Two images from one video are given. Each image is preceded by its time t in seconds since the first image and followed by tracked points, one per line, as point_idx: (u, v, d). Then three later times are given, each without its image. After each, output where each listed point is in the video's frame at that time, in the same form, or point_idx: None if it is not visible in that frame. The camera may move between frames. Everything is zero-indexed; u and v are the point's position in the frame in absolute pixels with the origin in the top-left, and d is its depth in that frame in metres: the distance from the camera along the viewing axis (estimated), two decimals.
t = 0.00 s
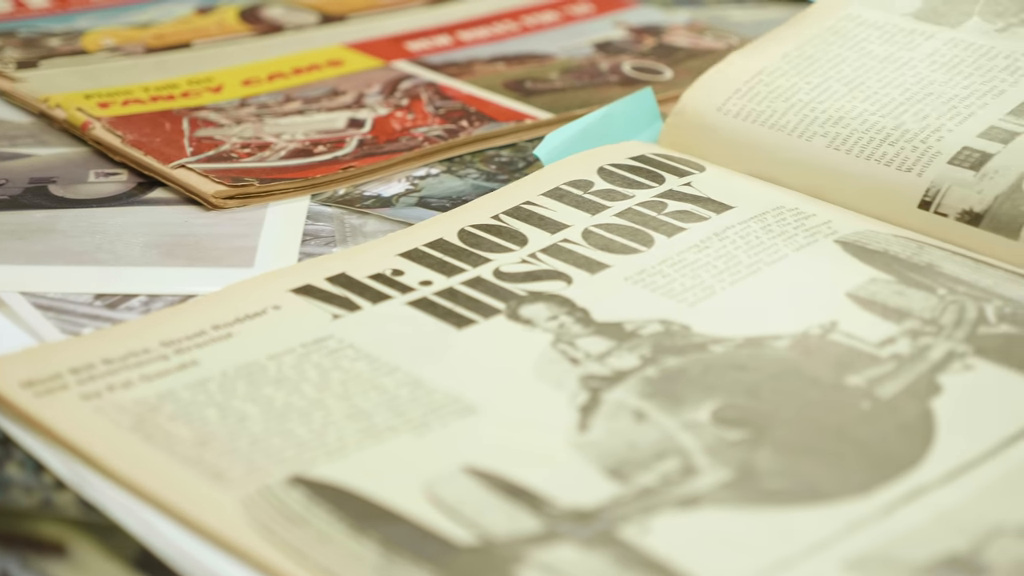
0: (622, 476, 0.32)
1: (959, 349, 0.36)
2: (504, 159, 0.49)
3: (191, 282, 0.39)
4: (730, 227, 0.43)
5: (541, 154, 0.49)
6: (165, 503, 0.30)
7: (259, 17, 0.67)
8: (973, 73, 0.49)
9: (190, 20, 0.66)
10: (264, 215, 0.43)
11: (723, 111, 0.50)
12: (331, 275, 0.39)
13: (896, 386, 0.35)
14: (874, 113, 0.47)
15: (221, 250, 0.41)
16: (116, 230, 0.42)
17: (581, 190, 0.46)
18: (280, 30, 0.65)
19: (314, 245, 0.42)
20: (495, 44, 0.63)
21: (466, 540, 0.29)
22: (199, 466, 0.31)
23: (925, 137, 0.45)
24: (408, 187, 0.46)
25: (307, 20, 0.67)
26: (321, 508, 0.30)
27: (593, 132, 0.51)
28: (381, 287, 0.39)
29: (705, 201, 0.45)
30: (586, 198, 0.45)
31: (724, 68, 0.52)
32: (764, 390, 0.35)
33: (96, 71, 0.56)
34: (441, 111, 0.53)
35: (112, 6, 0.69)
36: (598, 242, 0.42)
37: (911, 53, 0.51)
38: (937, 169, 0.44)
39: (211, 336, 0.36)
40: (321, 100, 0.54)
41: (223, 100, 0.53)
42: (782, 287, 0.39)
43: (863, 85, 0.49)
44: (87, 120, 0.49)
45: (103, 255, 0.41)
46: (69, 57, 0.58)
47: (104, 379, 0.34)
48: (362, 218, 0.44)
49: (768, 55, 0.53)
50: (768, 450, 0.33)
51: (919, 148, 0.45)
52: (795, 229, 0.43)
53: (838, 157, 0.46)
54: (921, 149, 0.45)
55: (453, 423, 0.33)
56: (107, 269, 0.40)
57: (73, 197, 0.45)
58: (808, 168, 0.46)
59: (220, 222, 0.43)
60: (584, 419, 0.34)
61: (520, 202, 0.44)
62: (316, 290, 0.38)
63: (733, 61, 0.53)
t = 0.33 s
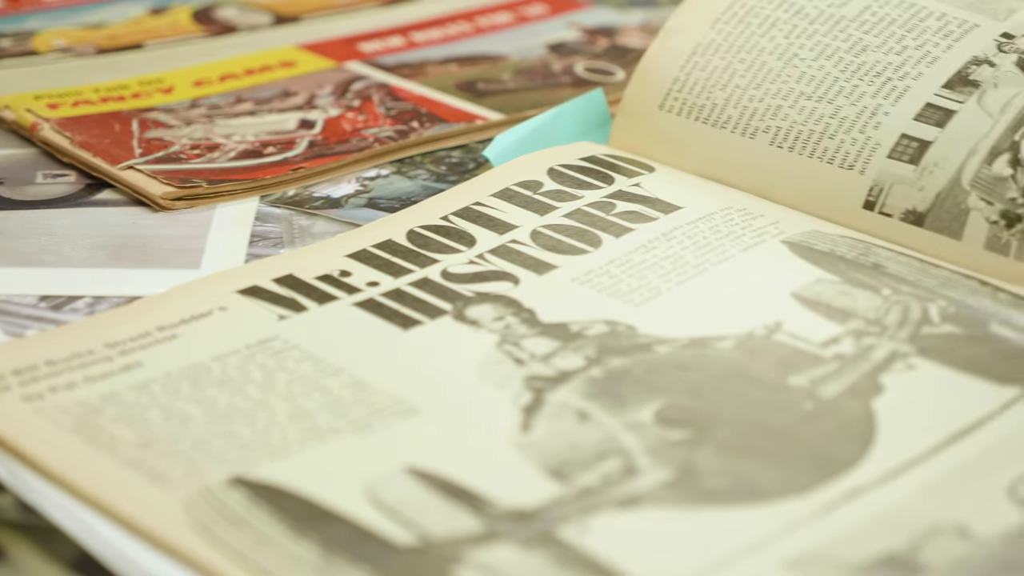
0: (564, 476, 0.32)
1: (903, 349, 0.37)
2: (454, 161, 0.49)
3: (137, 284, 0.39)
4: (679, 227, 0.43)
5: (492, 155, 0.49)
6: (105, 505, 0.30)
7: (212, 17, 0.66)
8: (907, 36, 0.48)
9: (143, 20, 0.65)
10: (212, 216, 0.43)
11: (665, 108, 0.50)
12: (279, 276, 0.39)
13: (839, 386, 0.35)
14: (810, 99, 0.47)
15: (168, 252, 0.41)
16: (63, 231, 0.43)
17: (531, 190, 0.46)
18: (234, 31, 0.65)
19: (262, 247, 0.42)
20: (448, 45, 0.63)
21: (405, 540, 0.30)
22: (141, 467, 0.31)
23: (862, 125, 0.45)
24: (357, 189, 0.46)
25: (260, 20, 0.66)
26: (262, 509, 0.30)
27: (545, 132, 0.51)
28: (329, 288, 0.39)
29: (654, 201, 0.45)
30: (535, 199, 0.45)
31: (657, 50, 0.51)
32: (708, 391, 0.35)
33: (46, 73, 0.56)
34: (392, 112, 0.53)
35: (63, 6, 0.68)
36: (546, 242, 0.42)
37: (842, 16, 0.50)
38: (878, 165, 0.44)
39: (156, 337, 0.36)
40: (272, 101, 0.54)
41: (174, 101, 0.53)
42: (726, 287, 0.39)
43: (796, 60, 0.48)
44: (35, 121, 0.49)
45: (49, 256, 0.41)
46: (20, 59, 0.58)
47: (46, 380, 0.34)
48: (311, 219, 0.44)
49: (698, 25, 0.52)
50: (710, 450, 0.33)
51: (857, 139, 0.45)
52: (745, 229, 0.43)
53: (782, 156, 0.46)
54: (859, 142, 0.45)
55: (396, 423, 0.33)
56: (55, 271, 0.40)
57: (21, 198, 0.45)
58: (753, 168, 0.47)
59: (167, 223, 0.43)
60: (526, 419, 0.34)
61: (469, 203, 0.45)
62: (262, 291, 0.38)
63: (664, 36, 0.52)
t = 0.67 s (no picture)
0: (501, 469, 0.32)
1: (841, 343, 0.37)
2: (401, 158, 0.50)
3: (80, 280, 0.40)
4: (624, 223, 0.44)
5: (438, 152, 0.50)
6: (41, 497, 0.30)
7: (162, 15, 0.66)
8: (855, 49, 0.49)
9: (94, 17, 0.65)
10: (157, 213, 0.44)
11: (611, 103, 0.51)
12: (223, 271, 0.40)
13: (776, 379, 0.36)
14: (757, 97, 0.48)
15: (111, 248, 0.41)
16: (10, 227, 0.43)
17: (477, 186, 0.47)
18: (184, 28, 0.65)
19: (207, 243, 0.42)
20: (398, 42, 0.64)
21: (342, 532, 0.30)
22: (79, 460, 0.32)
23: (808, 125, 0.46)
24: (304, 185, 0.47)
25: (211, 18, 0.67)
26: (199, 502, 0.31)
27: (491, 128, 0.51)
28: (272, 283, 0.39)
29: (599, 197, 0.46)
30: (481, 194, 0.46)
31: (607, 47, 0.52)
32: (647, 384, 0.35)
33: None
34: (340, 110, 0.53)
35: (12, 5, 0.68)
36: (491, 238, 0.43)
37: (790, 23, 0.51)
38: (822, 162, 0.45)
39: (98, 332, 0.36)
40: (220, 98, 0.54)
41: (122, 98, 0.54)
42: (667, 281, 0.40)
43: (744, 61, 0.50)
44: None
45: None
46: None
47: None
48: (256, 215, 0.44)
49: (649, 23, 0.53)
50: (647, 442, 0.33)
51: (801, 137, 0.46)
52: (689, 226, 0.43)
53: (729, 154, 0.47)
54: (803, 139, 0.46)
55: (336, 417, 0.34)
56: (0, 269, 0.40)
57: None
58: (696, 163, 0.48)
59: (112, 220, 0.43)
60: (465, 413, 0.34)
61: (415, 199, 0.45)
62: (206, 286, 0.39)
63: (615, 33, 0.53)
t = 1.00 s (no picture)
0: (444, 461, 0.32)
1: (786, 336, 0.37)
2: (353, 154, 0.50)
3: (29, 276, 0.40)
4: (570, 218, 0.44)
5: (389, 148, 0.50)
6: None
7: (117, 13, 0.66)
8: (808, 56, 0.51)
9: (48, 15, 0.65)
10: (107, 210, 0.44)
11: (564, 99, 0.52)
12: (171, 266, 0.40)
13: (720, 372, 0.36)
14: (710, 97, 0.49)
15: (60, 243, 0.42)
16: None
17: (427, 181, 0.47)
18: (138, 25, 0.65)
19: (156, 239, 0.43)
20: (353, 39, 0.64)
21: (285, 524, 0.30)
22: (25, 455, 0.32)
23: (759, 123, 0.47)
24: (254, 181, 0.47)
25: (165, 15, 0.67)
26: (143, 494, 0.31)
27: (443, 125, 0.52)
28: (221, 278, 0.40)
29: (547, 191, 0.46)
30: (431, 189, 0.46)
31: (563, 47, 0.53)
32: (591, 377, 0.36)
33: None
34: (293, 106, 0.54)
35: None
36: (440, 233, 0.43)
37: (746, 34, 0.53)
38: (772, 157, 0.46)
39: (46, 327, 0.37)
40: (173, 95, 0.55)
41: (74, 95, 0.54)
42: (611, 274, 0.40)
43: (698, 63, 0.51)
44: None
45: None
46: None
47: None
48: (207, 212, 0.44)
49: (604, 25, 0.54)
50: (590, 434, 0.34)
51: (753, 134, 0.47)
52: (637, 220, 0.44)
53: (681, 150, 0.48)
54: (755, 136, 0.47)
55: (282, 410, 0.34)
56: None
57: None
58: (646, 159, 0.48)
59: (62, 215, 0.44)
60: (410, 406, 0.34)
61: (365, 194, 0.45)
62: (154, 281, 0.39)
63: (572, 33, 0.54)
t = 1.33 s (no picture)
0: (402, 458, 0.33)
1: (744, 333, 0.38)
2: (316, 154, 0.50)
3: None
4: (532, 217, 0.44)
5: (352, 147, 0.50)
6: None
7: (83, 12, 0.66)
8: (768, 55, 0.51)
9: (16, 15, 0.66)
10: (70, 209, 0.45)
11: (528, 97, 0.52)
12: (134, 265, 0.40)
13: (678, 369, 0.36)
14: (673, 96, 0.49)
15: (24, 243, 0.42)
16: None
17: (390, 180, 0.47)
18: (104, 25, 0.65)
19: (119, 239, 0.43)
20: (319, 39, 0.64)
21: (241, 521, 0.30)
22: None
23: (719, 121, 0.47)
24: (218, 180, 0.47)
25: (132, 15, 0.67)
26: (101, 491, 0.31)
27: (408, 124, 0.52)
28: (183, 278, 0.40)
29: (510, 189, 0.46)
30: (394, 188, 0.47)
31: (527, 45, 0.54)
32: (548, 374, 0.36)
33: None
34: (257, 106, 0.54)
35: None
36: (402, 232, 0.43)
37: (709, 33, 0.54)
38: (734, 156, 0.46)
39: (8, 326, 0.37)
40: (138, 95, 0.55)
41: (39, 95, 0.55)
42: (570, 272, 0.41)
43: (660, 61, 0.51)
44: None
45: None
46: None
47: None
48: (170, 211, 0.45)
49: (568, 24, 0.54)
50: (546, 430, 0.34)
51: (714, 131, 0.47)
52: (597, 218, 0.44)
53: (644, 148, 0.48)
54: (716, 134, 0.47)
55: (240, 408, 0.34)
56: None
57: None
58: (609, 157, 0.49)
59: (26, 213, 0.44)
60: (369, 403, 0.34)
61: (329, 193, 0.46)
62: (117, 280, 0.39)
63: (535, 31, 0.54)
